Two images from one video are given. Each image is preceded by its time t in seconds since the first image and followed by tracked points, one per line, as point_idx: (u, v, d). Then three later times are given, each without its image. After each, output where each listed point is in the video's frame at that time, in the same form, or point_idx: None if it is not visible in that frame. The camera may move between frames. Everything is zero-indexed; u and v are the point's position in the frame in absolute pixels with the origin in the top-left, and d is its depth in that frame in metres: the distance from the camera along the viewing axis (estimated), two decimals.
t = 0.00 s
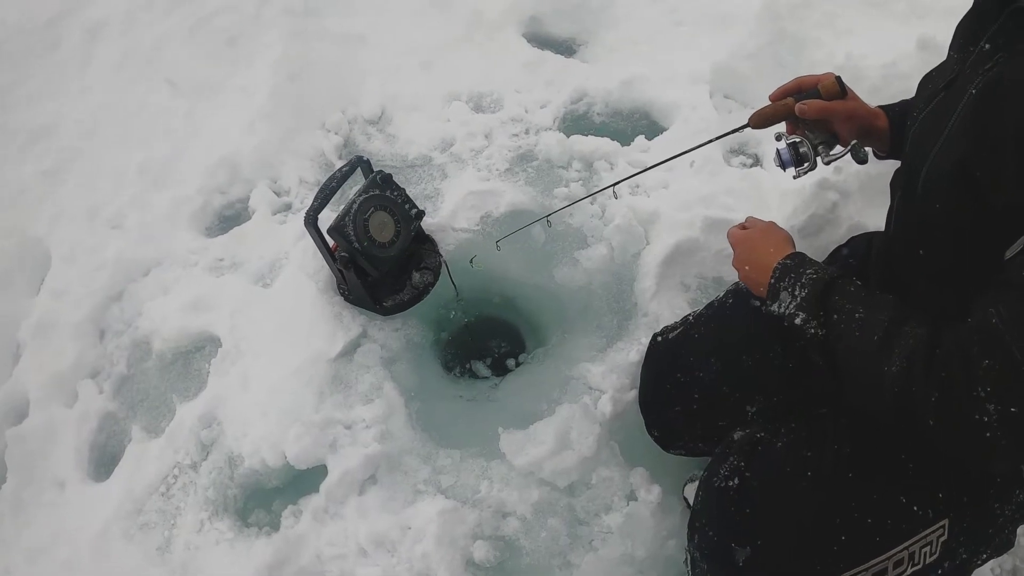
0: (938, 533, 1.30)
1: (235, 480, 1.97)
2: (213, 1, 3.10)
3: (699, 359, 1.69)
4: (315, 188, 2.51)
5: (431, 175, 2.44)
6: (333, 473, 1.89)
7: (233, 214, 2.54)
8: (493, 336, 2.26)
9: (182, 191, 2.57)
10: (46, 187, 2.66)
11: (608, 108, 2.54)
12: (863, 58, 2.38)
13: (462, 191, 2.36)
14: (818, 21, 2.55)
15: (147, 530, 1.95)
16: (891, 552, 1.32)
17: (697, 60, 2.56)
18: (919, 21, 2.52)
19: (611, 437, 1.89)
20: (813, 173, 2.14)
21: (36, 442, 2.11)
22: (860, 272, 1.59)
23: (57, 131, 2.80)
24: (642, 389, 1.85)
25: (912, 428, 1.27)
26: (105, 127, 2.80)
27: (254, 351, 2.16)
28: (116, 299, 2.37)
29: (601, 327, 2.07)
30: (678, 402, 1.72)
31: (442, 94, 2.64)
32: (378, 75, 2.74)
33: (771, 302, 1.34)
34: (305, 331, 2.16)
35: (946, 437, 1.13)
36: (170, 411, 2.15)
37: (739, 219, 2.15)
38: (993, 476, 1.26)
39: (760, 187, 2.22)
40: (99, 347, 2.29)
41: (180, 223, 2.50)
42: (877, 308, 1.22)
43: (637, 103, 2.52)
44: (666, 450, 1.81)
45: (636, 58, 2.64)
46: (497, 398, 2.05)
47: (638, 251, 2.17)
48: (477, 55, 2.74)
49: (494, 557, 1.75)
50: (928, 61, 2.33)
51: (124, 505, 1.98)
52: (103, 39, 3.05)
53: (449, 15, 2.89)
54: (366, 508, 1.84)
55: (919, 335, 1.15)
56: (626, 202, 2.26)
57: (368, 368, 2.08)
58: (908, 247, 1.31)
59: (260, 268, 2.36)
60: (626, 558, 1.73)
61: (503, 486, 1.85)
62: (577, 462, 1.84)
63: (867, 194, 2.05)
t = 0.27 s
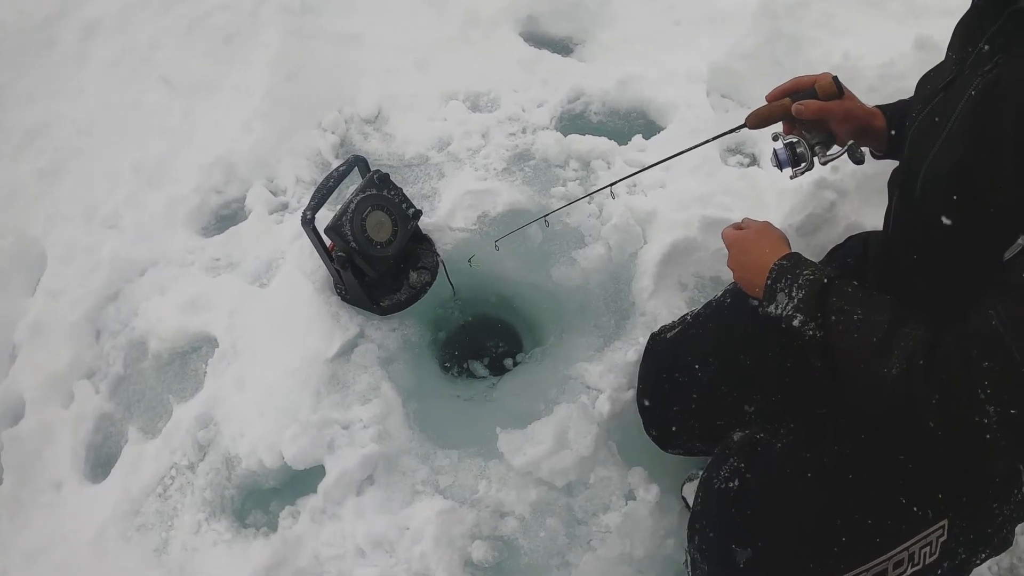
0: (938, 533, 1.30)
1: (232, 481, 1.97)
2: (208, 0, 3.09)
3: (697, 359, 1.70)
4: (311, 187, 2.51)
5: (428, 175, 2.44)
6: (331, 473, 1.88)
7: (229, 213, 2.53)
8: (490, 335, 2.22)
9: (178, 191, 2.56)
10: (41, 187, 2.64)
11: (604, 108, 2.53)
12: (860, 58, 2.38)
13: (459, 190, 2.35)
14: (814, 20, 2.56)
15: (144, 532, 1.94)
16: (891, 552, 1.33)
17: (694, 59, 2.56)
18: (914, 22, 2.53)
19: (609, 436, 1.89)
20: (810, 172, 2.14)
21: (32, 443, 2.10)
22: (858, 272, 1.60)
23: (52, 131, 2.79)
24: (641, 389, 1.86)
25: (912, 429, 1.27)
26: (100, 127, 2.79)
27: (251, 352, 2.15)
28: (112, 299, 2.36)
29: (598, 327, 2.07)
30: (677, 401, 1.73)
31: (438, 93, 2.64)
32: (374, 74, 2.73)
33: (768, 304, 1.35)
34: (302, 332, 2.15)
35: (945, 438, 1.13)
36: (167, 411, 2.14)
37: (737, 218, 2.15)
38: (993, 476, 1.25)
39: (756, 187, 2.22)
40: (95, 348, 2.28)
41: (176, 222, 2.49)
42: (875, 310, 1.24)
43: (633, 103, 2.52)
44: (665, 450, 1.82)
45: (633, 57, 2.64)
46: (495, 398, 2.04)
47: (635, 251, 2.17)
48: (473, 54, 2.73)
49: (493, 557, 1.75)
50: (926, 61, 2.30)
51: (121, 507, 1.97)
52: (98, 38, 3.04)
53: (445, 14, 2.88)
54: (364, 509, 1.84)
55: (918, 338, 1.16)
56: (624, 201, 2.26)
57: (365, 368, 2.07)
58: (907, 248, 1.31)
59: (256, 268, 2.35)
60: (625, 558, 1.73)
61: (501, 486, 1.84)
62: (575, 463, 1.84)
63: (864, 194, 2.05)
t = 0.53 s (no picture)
0: (947, 536, 1.30)
1: (232, 483, 1.95)
2: None
3: (701, 360, 1.68)
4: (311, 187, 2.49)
5: (428, 174, 2.42)
6: (332, 475, 1.87)
7: (228, 213, 2.51)
8: (492, 336, 2.23)
9: (177, 191, 2.55)
10: (40, 187, 2.63)
11: (606, 107, 2.52)
12: (863, 56, 2.37)
13: (460, 189, 2.34)
14: (817, 19, 2.55)
15: (143, 534, 1.93)
16: (901, 557, 1.33)
17: (696, 58, 2.55)
18: (916, 20, 2.51)
19: (612, 437, 1.88)
20: (813, 172, 2.13)
21: (31, 445, 2.09)
22: (864, 273, 1.59)
23: (51, 131, 2.77)
24: (644, 389, 1.85)
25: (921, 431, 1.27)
26: (100, 127, 2.77)
27: (251, 353, 2.14)
28: (111, 300, 2.34)
29: (601, 327, 2.06)
30: (680, 402, 1.72)
31: (439, 92, 2.62)
32: (374, 73, 2.71)
33: (775, 303, 1.34)
34: (302, 332, 2.14)
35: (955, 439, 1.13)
36: (166, 413, 2.13)
37: (740, 217, 2.13)
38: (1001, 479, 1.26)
39: (759, 186, 2.20)
40: (94, 349, 2.26)
41: (176, 223, 2.47)
42: (883, 310, 1.22)
43: (635, 102, 2.51)
44: (668, 451, 1.81)
45: (635, 56, 2.62)
46: (496, 398, 2.03)
47: (638, 251, 2.15)
48: (474, 53, 2.72)
49: (495, 559, 1.74)
50: (929, 59, 2.30)
51: (120, 509, 1.96)
52: (97, 38, 3.02)
53: (445, 13, 2.86)
54: (365, 511, 1.82)
55: (926, 338, 1.15)
56: (626, 201, 2.24)
57: (366, 369, 2.06)
58: (914, 248, 1.30)
59: (256, 268, 2.33)
60: (628, 560, 1.71)
61: (503, 488, 1.83)
62: (578, 464, 1.82)
63: (867, 192, 2.03)
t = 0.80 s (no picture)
0: (945, 538, 1.31)
1: (229, 487, 1.95)
2: None
3: (700, 361, 1.69)
4: (306, 189, 2.48)
5: (424, 175, 2.42)
6: (329, 478, 1.87)
7: (223, 215, 2.50)
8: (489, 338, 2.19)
9: (172, 193, 2.53)
10: (33, 189, 2.61)
11: (602, 107, 2.52)
12: (858, 57, 2.37)
13: (456, 190, 2.33)
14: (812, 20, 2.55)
15: (140, 538, 1.92)
16: (899, 559, 1.33)
17: (691, 58, 2.55)
18: (911, 22, 2.52)
19: (609, 439, 1.88)
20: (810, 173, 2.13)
21: (26, 449, 2.08)
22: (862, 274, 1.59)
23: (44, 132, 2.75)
24: (642, 391, 1.85)
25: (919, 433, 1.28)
26: (93, 127, 2.75)
27: (246, 355, 2.13)
28: (106, 303, 2.33)
29: (597, 328, 2.06)
30: (679, 403, 1.72)
31: (435, 93, 2.62)
32: (369, 74, 2.70)
33: (774, 305, 1.34)
34: (298, 334, 2.13)
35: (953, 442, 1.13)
36: (162, 416, 2.12)
37: (736, 218, 2.14)
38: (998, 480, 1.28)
39: (755, 186, 2.21)
40: (88, 352, 2.25)
41: (170, 224, 2.46)
42: (882, 312, 1.23)
43: (631, 103, 2.50)
44: (666, 453, 1.81)
45: (630, 56, 2.62)
46: (493, 400, 2.03)
47: (634, 252, 2.15)
48: (470, 53, 2.71)
49: (493, 561, 1.74)
50: (926, 61, 2.28)
51: (117, 513, 1.95)
52: (90, 38, 3.00)
53: (440, 13, 2.85)
54: (363, 514, 1.82)
55: (925, 342, 1.15)
56: (622, 202, 2.24)
57: (363, 371, 2.05)
58: (913, 251, 1.31)
59: (251, 270, 2.32)
60: (627, 561, 1.72)
61: (501, 490, 1.83)
62: (576, 466, 1.83)
63: (864, 193, 2.04)
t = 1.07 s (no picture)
0: (938, 529, 1.36)
1: (236, 487, 1.97)
2: (201, 1, 3.06)
3: (699, 362, 1.73)
4: (308, 191, 2.50)
5: (425, 177, 2.44)
6: (337, 478, 1.90)
7: (225, 217, 2.52)
8: (491, 339, 2.25)
9: (174, 196, 2.55)
10: (34, 192, 2.62)
11: (600, 110, 2.55)
12: (854, 64, 2.42)
13: (458, 192, 2.37)
14: (808, 24, 2.60)
15: (148, 539, 1.95)
16: (894, 549, 1.37)
17: (688, 61, 2.59)
18: (903, 25, 2.56)
19: (611, 437, 1.92)
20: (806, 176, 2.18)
21: (33, 452, 2.10)
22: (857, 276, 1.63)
23: (44, 134, 2.76)
24: (643, 390, 1.89)
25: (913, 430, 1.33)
26: (93, 130, 2.76)
27: (251, 358, 2.15)
28: (109, 305, 2.35)
29: (598, 328, 2.10)
30: (679, 402, 1.77)
31: (434, 95, 2.64)
32: (369, 76, 2.73)
33: (773, 308, 1.39)
34: (303, 336, 2.16)
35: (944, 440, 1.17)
36: (167, 418, 2.14)
37: (734, 220, 2.18)
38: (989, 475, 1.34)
39: (753, 188, 2.25)
40: (92, 355, 2.27)
41: (172, 227, 2.48)
42: (877, 315, 1.27)
43: (629, 104, 2.54)
44: (667, 450, 1.85)
45: (628, 59, 2.65)
46: (497, 400, 2.07)
47: (634, 253, 2.19)
48: (469, 55, 2.74)
49: (499, 558, 1.78)
50: (920, 65, 2.33)
51: (125, 515, 1.97)
52: (89, 40, 3.01)
53: (439, 14, 2.88)
54: (370, 513, 1.85)
55: (919, 343, 1.20)
56: (622, 205, 2.28)
57: (368, 372, 2.08)
58: (906, 256, 1.36)
59: (254, 273, 2.35)
60: (629, 557, 1.76)
61: (506, 488, 1.87)
62: (579, 464, 1.87)
63: (859, 196, 2.10)
